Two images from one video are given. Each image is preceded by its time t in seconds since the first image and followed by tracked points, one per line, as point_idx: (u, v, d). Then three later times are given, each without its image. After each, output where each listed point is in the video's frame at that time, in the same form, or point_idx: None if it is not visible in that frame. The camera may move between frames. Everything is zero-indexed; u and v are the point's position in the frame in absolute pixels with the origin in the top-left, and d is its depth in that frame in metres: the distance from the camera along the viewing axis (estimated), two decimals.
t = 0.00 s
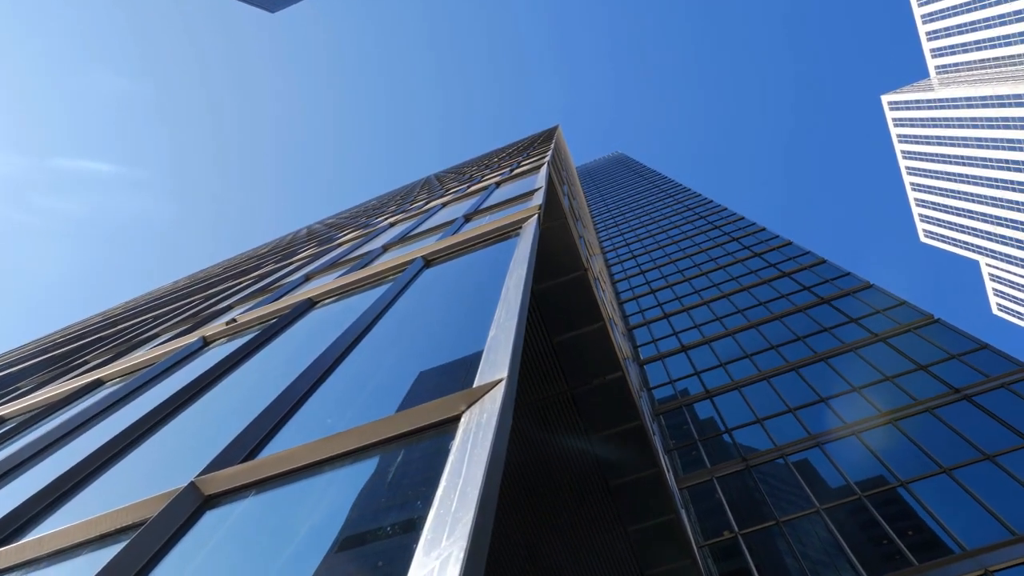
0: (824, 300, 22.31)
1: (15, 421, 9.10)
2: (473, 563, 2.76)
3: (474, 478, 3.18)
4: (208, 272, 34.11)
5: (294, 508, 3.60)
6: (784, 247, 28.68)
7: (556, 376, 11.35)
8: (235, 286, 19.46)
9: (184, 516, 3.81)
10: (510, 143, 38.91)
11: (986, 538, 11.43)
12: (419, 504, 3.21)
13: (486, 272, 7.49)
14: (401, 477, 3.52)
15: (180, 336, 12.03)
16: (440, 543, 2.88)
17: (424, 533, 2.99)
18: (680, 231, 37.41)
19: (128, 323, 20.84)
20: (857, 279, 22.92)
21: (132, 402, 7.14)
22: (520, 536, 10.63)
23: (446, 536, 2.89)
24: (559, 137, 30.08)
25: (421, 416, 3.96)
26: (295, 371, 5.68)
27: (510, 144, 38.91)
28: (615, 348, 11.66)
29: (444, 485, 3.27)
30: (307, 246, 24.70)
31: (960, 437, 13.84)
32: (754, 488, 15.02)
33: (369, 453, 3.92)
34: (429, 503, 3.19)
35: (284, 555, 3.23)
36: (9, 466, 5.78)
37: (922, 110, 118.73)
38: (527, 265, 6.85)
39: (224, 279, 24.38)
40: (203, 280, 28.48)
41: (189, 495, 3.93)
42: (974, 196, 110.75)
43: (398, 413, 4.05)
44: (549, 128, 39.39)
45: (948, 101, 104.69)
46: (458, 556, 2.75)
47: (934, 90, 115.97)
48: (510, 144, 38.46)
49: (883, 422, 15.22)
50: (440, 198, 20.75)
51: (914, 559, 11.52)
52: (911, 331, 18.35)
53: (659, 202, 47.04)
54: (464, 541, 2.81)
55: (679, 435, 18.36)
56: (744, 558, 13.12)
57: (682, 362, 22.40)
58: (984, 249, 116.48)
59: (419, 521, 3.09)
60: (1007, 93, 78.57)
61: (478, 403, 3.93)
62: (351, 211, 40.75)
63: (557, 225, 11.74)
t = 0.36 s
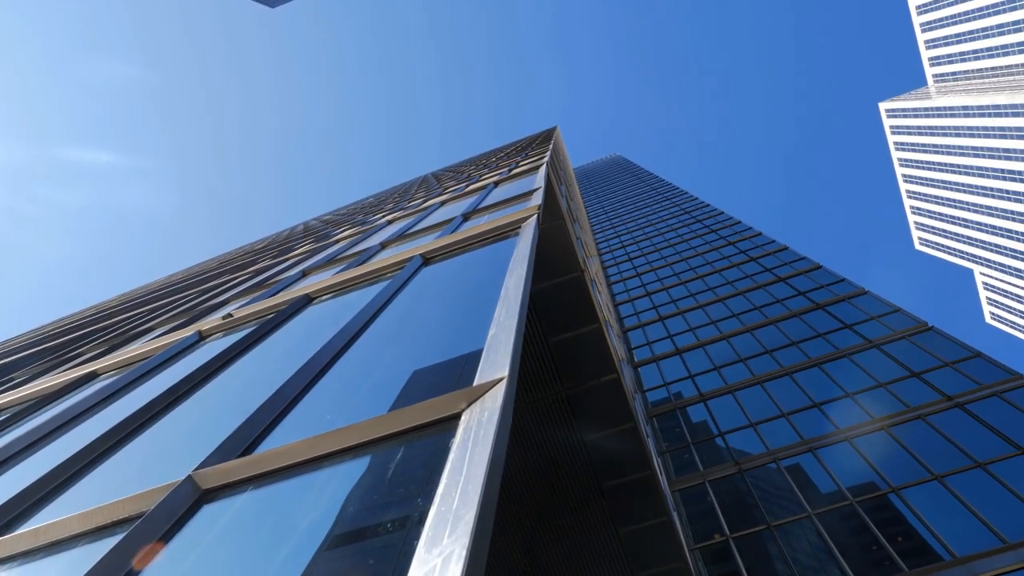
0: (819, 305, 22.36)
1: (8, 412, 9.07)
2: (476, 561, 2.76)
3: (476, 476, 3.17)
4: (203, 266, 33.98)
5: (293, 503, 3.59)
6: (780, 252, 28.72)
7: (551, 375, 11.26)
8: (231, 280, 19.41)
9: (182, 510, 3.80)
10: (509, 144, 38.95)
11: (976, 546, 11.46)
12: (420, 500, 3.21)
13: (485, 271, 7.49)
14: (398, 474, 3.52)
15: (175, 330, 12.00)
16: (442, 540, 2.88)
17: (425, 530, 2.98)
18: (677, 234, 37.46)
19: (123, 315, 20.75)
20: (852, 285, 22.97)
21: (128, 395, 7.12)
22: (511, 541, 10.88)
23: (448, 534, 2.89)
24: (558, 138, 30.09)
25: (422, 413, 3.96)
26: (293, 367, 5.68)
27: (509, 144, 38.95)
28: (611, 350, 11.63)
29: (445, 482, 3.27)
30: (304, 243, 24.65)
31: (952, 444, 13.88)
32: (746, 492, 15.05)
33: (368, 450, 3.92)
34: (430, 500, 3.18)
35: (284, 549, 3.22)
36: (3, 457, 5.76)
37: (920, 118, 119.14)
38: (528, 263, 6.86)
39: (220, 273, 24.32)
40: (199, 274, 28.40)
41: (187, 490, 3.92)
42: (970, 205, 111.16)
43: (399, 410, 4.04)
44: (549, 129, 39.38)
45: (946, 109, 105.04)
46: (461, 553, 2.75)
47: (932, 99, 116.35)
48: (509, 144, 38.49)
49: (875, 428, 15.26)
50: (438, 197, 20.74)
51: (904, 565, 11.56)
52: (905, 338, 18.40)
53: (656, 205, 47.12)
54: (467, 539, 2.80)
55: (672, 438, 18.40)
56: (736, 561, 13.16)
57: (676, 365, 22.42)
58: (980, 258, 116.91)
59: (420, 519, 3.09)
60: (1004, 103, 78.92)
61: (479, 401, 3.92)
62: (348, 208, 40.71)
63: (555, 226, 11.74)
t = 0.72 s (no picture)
0: (814, 311, 22.41)
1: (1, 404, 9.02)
2: (477, 560, 2.76)
3: (477, 476, 3.17)
4: (199, 261, 33.89)
5: (291, 498, 3.59)
6: (776, 256, 28.75)
7: (547, 376, 11.23)
8: (228, 275, 19.35)
9: (179, 504, 3.78)
10: (509, 143, 38.91)
11: (965, 552, 11.49)
12: (420, 498, 3.21)
13: (483, 270, 7.48)
14: (396, 473, 3.50)
15: (170, 324, 11.96)
16: (444, 539, 2.87)
17: (426, 528, 2.98)
18: (674, 236, 37.49)
19: (118, 308, 20.67)
20: (847, 290, 23.00)
21: (125, 388, 7.11)
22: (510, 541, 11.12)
23: (450, 532, 2.89)
24: (557, 138, 30.04)
25: (423, 410, 3.95)
26: (292, 363, 5.67)
27: (509, 144, 38.90)
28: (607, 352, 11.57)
29: (446, 480, 3.26)
30: (301, 239, 24.60)
31: (945, 451, 13.91)
32: (738, 496, 15.09)
33: (367, 447, 3.91)
34: (430, 498, 3.18)
35: (284, 544, 3.22)
36: None
37: (918, 125, 119.49)
38: (528, 263, 6.85)
39: (217, 268, 24.24)
40: (195, 268, 28.31)
41: (184, 483, 3.91)
42: (966, 213, 111.47)
43: (399, 407, 4.04)
44: (548, 129, 39.36)
45: (944, 117, 105.37)
46: (463, 552, 2.74)
47: (930, 106, 116.68)
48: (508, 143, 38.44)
49: (868, 434, 15.30)
50: (437, 195, 20.70)
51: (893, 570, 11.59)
52: (899, 344, 18.44)
53: (653, 207, 47.17)
54: (469, 538, 2.81)
55: (665, 440, 18.43)
56: (727, 564, 13.19)
57: (670, 368, 22.45)
58: (975, 265, 117.30)
59: (421, 516, 3.09)
60: (1001, 112, 79.20)
61: (480, 399, 3.92)
62: (346, 205, 40.60)
63: (553, 226, 11.73)
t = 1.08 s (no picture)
0: (809, 316, 22.44)
1: None
2: (481, 559, 2.76)
3: (479, 474, 3.17)
4: (195, 254, 33.79)
5: (291, 493, 3.59)
6: (772, 261, 28.79)
7: (542, 375, 11.28)
8: (224, 269, 19.31)
9: (177, 498, 3.77)
10: (508, 143, 38.93)
11: (954, 559, 11.51)
12: (421, 495, 3.22)
13: (483, 269, 7.47)
14: (396, 471, 3.50)
15: (166, 317, 11.92)
16: (447, 537, 2.88)
17: (430, 526, 2.98)
18: (670, 239, 37.54)
19: (112, 301, 20.60)
20: (842, 296, 23.05)
21: (120, 380, 7.08)
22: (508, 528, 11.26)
23: (453, 530, 2.89)
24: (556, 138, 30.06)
25: (424, 408, 3.96)
26: (289, 358, 5.66)
27: (508, 143, 38.92)
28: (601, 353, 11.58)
29: (448, 477, 3.27)
30: (299, 234, 24.55)
31: (936, 458, 13.95)
32: (729, 499, 15.12)
33: (366, 444, 3.90)
34: (433, 495, 3.18)
35: (283, 539, 3.22)
36: None
37: (916, 133, 119.80)
38: (528, 263, 6.85)
39: (214, 261, 24.18)
40: (192, 261, 28.22)
41: (182, 476, 3.90)
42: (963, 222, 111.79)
43: (400, 404, 4.04)
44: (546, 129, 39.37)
45: (943, 125, 105.64)
46: (467, 551, 2.75)
47: (929, 114, 116.98)
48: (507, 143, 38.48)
49: (860, 440, 15.34)
50: (435, 193, 20.68)
51: None
52: (893, 351, 18.49)
53: (651, 209, 47.24)
54: (473, 536, 2.81)
55: (658, 442, 18.47)
56: (718, 567, 13.20)
57: (664, 370, 22.48)
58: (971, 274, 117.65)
59: (425, 513, 3.09)
60: (999, 122, 79.43)
61: (481, 398, 3.92)
62: (344, 201, 40.55)
63: (551, 226, 11.72)
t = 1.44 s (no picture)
0: (803, 321, 22.51)
1: None
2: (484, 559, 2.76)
3: (483, 474, 3.17)
4: (190, 248, 33.72)
5: (290, 490, 3.58)
6: (768, 265, 28.88)
7: (536, 376, 11.27)
8: (220, 263, 19.23)
9: (175, 492, 3.76)
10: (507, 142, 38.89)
11: (942, 566, 11.52)
12: (424, 494, 3.22)
13: (482, 268, 7.47)
14: (397, 470, 3.49)
15: (162, 310, 11.87)
16: (451, 537, 2.88)
17: (432, 526, 2.97)
18: (667, 242, 37.62)
19: (107, 293, 20.54)
20: (836, 303, 23.13)
21: (116, 373, 7.05)
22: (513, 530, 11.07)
23: (457, 530, 2.89)
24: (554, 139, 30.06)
25: (425, 407, 3.95)
26: (288, 355, 5.65)
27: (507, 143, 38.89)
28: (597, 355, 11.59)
29: (451, 477, 3.27)
30: (295, 229, 24.48)
31: (927, 465, 13.99)
32: (719, 503, 15.15)
33: (368, 442, 3.89)
34: (435, 496, 3.18)
35: (282, 535, 3.21)
36: None
37: (914, 141, 120.27)
38: (528, 263, 6.84)
39: (210, 255, 24.08)
40: (187, 255, 28.10)
41: (181, 471, 3.88)
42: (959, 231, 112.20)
43: (402, 402, 4.03)
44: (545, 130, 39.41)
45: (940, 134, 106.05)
46: (470, 551, 2.75)
47: (927, 123, 117.42)
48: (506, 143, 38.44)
49: (852, 446, 15.38)
50: (433, 191, 20.64)
51: None
52: (886, 358, 18.54)
53: (647, 211, 47.34)
54: (477, 536, 2.81)
55: (650, 445, 18.49)
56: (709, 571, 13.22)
57: (658, 373, 22.51)
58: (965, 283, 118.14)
59: (429, 512, 3.08)
60: (995, 132, 79.77)
61: (484, 398, 3.93)
62: (341, 198, 40.44)
63: (549, 227, 11.73)
